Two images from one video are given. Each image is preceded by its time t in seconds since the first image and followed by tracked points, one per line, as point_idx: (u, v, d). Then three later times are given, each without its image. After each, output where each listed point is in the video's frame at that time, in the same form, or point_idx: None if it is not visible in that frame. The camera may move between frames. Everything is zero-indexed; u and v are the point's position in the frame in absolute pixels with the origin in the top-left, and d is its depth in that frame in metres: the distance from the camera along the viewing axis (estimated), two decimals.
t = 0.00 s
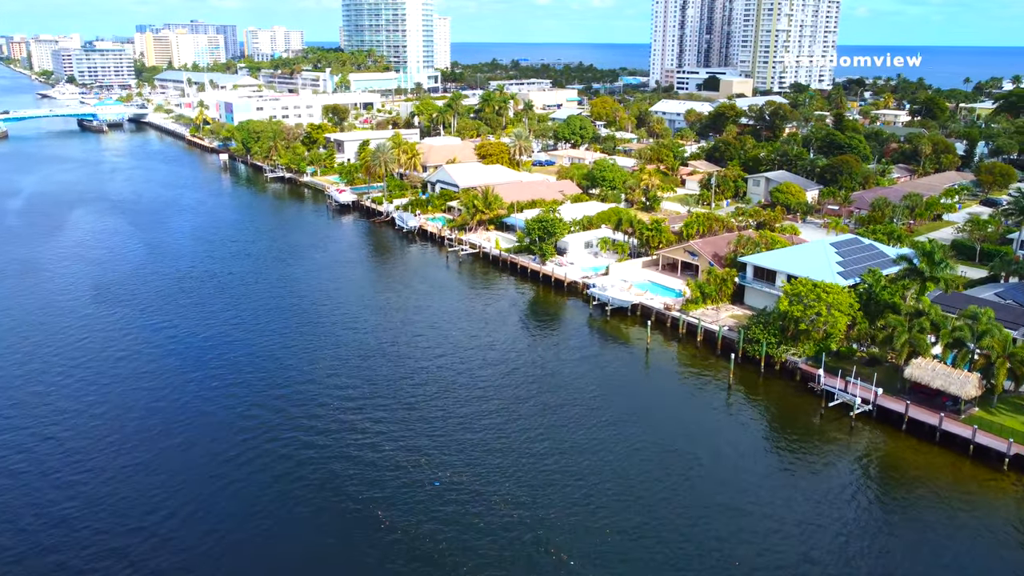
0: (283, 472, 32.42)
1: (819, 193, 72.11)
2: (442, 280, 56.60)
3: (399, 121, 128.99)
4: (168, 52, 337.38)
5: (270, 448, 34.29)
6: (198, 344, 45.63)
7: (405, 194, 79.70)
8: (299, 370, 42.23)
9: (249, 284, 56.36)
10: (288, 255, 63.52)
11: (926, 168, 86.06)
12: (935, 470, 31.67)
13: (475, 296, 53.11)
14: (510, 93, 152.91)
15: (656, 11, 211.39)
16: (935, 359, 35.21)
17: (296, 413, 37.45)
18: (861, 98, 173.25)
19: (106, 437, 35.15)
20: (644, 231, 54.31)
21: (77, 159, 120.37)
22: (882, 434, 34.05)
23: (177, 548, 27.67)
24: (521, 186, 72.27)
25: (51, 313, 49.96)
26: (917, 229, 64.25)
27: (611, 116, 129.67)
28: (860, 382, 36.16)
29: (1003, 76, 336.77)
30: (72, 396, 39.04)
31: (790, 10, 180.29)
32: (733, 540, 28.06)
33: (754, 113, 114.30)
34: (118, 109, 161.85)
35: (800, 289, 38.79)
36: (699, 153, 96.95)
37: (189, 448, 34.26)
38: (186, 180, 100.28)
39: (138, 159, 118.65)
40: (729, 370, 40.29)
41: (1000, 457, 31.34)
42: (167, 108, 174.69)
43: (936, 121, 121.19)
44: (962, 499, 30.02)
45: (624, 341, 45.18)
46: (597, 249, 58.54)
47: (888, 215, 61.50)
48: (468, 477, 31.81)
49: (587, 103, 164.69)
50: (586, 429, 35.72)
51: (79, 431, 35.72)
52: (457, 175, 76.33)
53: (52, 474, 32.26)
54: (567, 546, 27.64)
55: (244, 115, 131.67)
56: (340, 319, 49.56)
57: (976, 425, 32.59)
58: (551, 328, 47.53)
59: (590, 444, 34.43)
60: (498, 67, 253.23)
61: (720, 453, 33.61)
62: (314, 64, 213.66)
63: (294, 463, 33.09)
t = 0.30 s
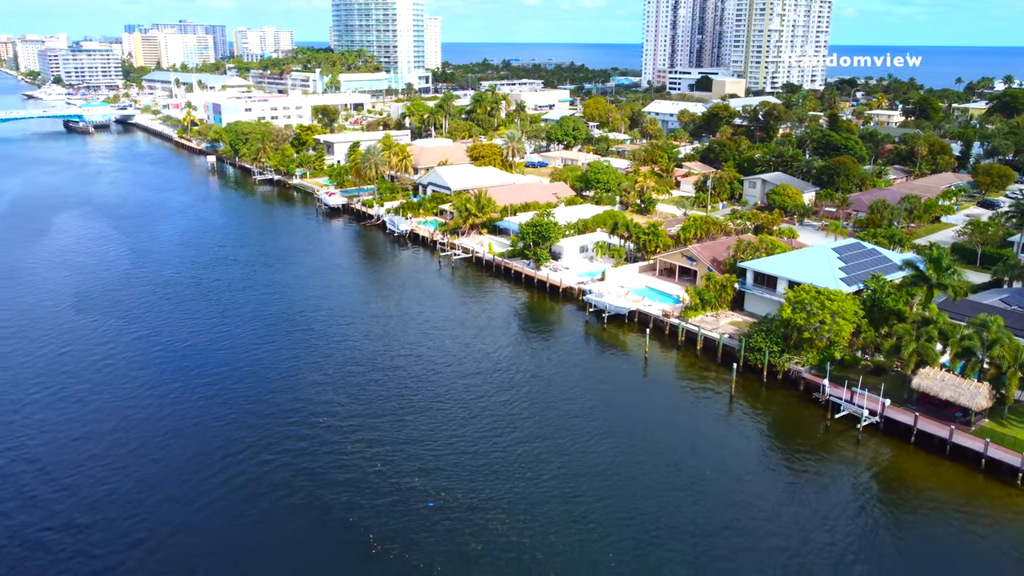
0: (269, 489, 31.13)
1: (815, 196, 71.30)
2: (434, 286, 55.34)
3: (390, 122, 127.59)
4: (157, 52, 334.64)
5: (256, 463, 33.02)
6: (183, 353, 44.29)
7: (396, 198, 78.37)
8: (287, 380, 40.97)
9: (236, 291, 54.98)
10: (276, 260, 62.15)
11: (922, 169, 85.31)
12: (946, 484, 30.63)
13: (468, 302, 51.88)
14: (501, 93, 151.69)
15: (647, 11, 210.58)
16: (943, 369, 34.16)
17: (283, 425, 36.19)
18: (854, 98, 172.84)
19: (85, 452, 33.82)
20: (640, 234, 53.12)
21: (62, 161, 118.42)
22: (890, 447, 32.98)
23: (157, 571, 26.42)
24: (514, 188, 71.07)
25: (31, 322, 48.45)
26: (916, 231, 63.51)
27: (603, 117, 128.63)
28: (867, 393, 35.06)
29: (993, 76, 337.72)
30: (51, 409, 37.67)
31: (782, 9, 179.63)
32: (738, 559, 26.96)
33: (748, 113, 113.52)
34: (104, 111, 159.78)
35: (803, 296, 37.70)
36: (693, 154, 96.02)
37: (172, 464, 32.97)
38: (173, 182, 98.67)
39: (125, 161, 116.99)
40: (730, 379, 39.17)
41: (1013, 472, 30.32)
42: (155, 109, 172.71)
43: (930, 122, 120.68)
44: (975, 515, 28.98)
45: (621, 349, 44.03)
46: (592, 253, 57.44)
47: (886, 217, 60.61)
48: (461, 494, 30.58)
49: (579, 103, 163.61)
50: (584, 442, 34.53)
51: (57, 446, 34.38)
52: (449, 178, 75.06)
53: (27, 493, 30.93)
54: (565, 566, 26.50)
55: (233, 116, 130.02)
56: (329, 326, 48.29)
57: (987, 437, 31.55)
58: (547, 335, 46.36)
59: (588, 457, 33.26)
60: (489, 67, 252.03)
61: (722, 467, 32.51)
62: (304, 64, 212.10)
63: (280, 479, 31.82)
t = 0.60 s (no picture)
0: (253, 508, 29.83)
1: (813, 198, 70.36)
2: (426, 292, 54.04)
3: (381, 123, 126.09)
4: (146, 52, 331.83)
5: (240, 480, 31.69)
6: (166, 363, 42.89)
7: (387, 200, 76.94)
8: (273, 391, 39.65)
9: (223, 297, 53.54)
10: (264, 266, 60.71)
11: (920, 170, 84.47)
12: (959, 500, 29.53)
13: (462, 309, 50.60)
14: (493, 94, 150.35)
15: (640, 11, 209.65)
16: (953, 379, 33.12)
17: (269, 439, 34.86)
18: (847, 98, 172.26)
19: (61, 469, 32.44)
20: (637, 239, 51.89)
21: (47, 163, 116.45)
22: (899, 461, 31.88)
23: None
24: (507, 191, 69.79)
25: (9, 331, 46.88)
26: (915, 234, 62.63)
27: (597, 117, 127.46)
28: (874, 405, 33.94)
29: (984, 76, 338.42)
30: (27, 423, 36.27)
31: (775, 9, 178.91)
32: None
33: (743, 114, 112.62)
34: (91, 111, 157.63)
35: (807, 303, 36.58)
36: (688, 155, 94.98)
37: (152, 481, 31.61)
38: (160, 184, 97.01)
39: (112, 163, 115.19)
40: (732, 390, 38.05)
41: None
42: (142, 109, 170.67)
43: (925, 122, 120.00)
44: (990, 532, 27.89)
45: (619, 357, 42.85)
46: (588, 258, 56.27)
47: (886, 220, 59.63)
48: (454, 512, 29.31)
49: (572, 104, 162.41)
50: (582, 456, 33.34)
51: (32, 462, 32.93)
52: (441, 180, 73.74)
53: None
54: None
55: (221, 117, 128.19)
56: (318, 335, 46.95)
57: (1000, 451, 30.48)
58: (542, 343, 45.13)
59: (587, 472, 32.06)
60: (481, 67, 250.68)
61: (724, 482, 31.37)
62: (294, 65, 210.39)
63: (265, 497, 30.51)
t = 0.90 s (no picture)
0: (236, 527, 28.52)
1: (810, 199, 69.51)
2: (418, 298, 52.81)
3: (371, 124, 124.59)
4: (134, 52, 329.03)
5: (222, 497, 30.37)
6: (148, 373, 41.51)
7: (377, 203, 75.52)
8: (259, 402, 38.33)
9: (209, 304, 52.15)
10: (251, 271, 59.35)
11: (916, 171, 83.73)
12: (970, 516, 28.51)
13: (454, 315, 49.39)
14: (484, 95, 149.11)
15: (631, 11, 208.86)
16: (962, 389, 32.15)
17: (253, 453, 33.54)
18: (839, 98, 171.81)
19: (36, 486, 31.07)
20: (634, 243, 50.76)
21: (32, 165, 114.52)
22: (907, 474, 30.85)
23: None
24: (500, 193, 68.61)
25: None
26: (914, 236, 61.86)
27: (589, 118, 126.39)
28: (881, 416, 32.89)
29: (974, 76, 339.46)
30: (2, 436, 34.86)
31: (767, 9, 178.28)
32: None
33: (736, 114, 111.89)
34: (77, 112, 155.50)
35: (811, 311, 35.54)
36: (682, 155, 93.98)
37: (130, 498, 30.26)
38: (146, 187, 95.33)
39: (97, 165, 113.35)
40: (734, 400, 36.97)
41: None
42: (129, 110, 168.59)
43: (918, 122, 119.43)
44: (1004, 550, 26.85)
45: (617, 365, 41.73)
46: (583, 262, 55.20)
47: (885, 222, 58.69)
48: (447, 531, 28.06)
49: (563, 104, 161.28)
50: (579, 470, 32.14)
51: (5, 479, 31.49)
52: (433, 183, 72.50)
53: None
54: None
55: (209, 118, 126.33)
56: (306, 343, 45.61)
57: (1012, 464, 29.50)
58: (537, 351, 43.97)
59: (584, 488, 30.89)
60: (472, 67, 249.34)
61: (727, 497, 30.26)
62: (283, 65, 208.62)
63: (249, 515, 29.20)
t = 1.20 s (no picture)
0: (216, 549, 27.20)
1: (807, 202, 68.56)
2: (409, 304, 51.51)
3: (361, 125, 123.03)
4: (122, 52, 326.11)
5: (202, 517, 28.98)
6: (129, 384, 40.10)
7: (367, 206, 74.07)
8: (244, 415, 36.96)
9: (194, 311, 50.69)
10: (238, 276, 57.93)
11: (913, 172, 82.92)
12: (985, 533, 27.38)
13: (446, 322, 48.11)
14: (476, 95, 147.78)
15: (623, 11, 208.02)
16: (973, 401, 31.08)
17: (236, 470, 32.16)
18: (832, 98, 171.32)
19: (8, 505, 29.67)
20: (630, 247, 49.56)
21: (16, 168, 112.50)
22: (917, 489, 29.73)
23: None
24: (493, 196, 67.34)
25: None
26: (914, 238, 60.95)
27: (582, 118, 125.23)
28: (890, 429, 31.78)
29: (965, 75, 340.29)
30: None
31: (760, 9, 177.61)
32: None
33: (731, 115, 111.02)
34: (63, 113, 153.35)
35: (815, 319, 34.42)
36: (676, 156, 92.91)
37: (106, 518, 28.87)
38: (131, 189, 93.60)
39: (83, 167, 111.48)
40: (736, 411, 35.83)
41: None
42: (117, 111, 166.62)
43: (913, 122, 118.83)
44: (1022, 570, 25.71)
45: (614, 374, 40.52)
46: (579, 267, 53.99)
47: (885, 225, 57.71)
48: (437, 554, 26.75)
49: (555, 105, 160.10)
50: (577, 487, 30.86)
51: None
52: (424, 185, 71.16)
53: None
54: None
55: (196, 119, 124.45)
56: (293, 353, 44.21)
57: None
58: (532, 359, 42.73)
59: (582, 505, 29.62)
60: (463, 67, 247.94)
61: (730, 515, 29.09)
62: (273, 65, 206.84)
63: (230, 536, 27.83)
